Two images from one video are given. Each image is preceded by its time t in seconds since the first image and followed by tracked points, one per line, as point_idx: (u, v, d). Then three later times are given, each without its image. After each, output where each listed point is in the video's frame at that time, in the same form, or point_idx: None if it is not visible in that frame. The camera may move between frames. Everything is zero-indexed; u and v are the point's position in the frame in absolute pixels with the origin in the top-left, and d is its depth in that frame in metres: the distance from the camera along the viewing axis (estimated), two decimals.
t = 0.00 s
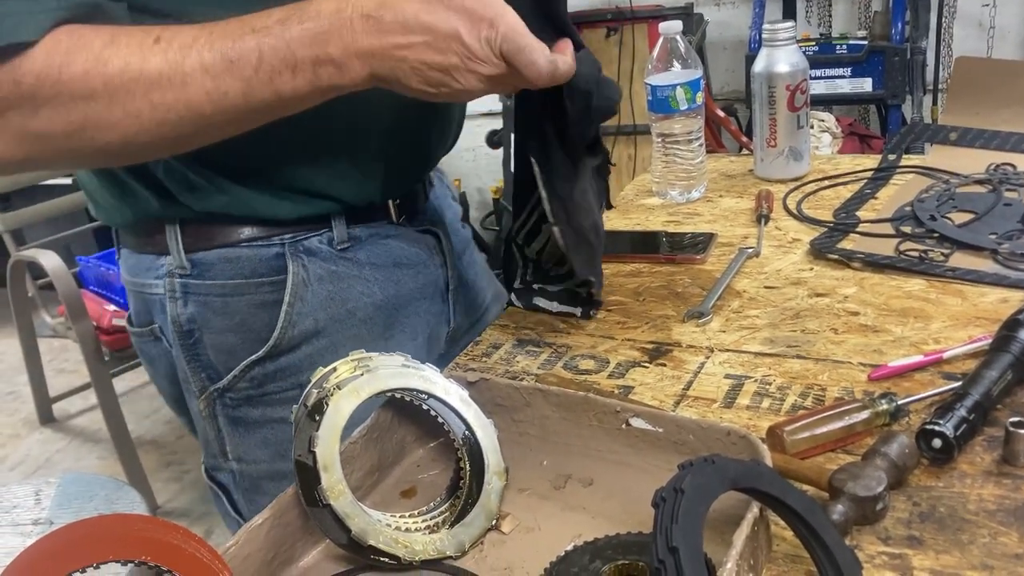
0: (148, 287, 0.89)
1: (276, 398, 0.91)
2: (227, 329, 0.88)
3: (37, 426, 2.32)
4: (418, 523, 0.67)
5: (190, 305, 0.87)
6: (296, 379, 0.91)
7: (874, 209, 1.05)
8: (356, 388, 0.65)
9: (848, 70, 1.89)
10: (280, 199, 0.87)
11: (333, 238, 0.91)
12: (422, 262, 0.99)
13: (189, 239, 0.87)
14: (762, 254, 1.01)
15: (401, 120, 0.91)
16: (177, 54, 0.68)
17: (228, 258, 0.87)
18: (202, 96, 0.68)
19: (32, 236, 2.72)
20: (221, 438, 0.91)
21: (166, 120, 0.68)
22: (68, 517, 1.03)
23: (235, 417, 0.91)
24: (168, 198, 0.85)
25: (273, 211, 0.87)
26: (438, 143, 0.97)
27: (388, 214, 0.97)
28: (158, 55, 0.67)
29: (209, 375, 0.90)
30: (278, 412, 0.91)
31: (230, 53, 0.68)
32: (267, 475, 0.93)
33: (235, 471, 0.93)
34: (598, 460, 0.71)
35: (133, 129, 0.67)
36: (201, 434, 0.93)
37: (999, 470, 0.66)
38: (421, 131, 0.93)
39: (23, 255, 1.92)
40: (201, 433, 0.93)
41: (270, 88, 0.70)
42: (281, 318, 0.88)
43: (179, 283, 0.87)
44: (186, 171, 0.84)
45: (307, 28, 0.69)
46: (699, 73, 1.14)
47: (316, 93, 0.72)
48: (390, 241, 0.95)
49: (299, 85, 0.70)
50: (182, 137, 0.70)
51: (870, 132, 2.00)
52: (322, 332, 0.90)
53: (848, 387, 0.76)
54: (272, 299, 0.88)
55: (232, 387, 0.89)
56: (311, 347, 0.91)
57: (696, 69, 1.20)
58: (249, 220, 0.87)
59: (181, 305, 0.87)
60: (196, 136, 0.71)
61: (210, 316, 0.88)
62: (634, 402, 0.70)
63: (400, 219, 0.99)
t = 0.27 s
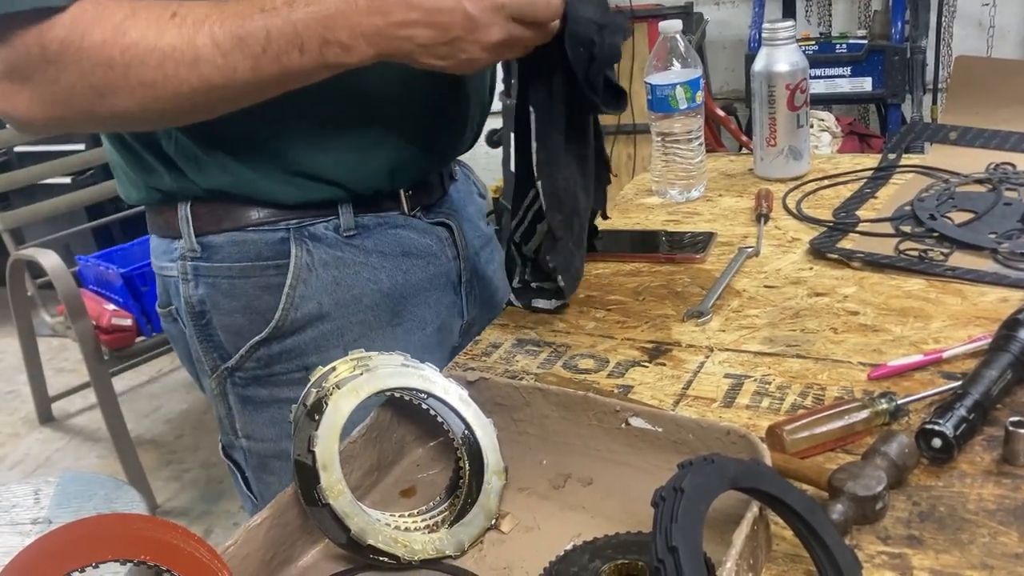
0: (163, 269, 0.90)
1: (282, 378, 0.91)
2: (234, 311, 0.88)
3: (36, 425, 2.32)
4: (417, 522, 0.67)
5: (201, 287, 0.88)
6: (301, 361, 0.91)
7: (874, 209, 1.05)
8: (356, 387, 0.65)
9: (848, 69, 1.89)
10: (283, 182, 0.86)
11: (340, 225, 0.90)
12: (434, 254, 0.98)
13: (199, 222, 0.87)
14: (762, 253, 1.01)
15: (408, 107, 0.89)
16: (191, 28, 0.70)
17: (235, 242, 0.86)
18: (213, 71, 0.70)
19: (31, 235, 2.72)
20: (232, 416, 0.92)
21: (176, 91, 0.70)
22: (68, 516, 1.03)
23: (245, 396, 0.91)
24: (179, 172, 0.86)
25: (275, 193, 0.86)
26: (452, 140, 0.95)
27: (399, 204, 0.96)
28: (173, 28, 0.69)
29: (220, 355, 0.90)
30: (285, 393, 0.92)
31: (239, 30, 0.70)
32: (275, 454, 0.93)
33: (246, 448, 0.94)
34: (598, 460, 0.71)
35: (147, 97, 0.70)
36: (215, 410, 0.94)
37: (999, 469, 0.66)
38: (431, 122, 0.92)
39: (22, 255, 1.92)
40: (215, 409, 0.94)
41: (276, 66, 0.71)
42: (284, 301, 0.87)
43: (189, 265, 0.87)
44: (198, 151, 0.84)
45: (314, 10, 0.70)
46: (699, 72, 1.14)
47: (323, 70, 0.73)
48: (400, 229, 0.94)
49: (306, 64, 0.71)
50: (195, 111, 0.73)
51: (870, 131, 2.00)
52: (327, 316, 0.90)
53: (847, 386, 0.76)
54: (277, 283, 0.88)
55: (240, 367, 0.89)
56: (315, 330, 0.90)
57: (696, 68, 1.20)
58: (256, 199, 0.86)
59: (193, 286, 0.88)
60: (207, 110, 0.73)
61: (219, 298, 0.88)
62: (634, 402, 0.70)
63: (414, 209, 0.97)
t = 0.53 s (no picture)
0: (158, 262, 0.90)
1: (267, 374, 0.91)
2: (222, 306, 0.87)
3: (35, 426, 2.32)
4: (417, 523, 0.67)
5: (191, 281, 0.87)
6: (286, 357, 0.90)
7: (873, 208, 1.05)
8: (356, 387, 0.65)
9: (847, 68, 1.89)
10: (275, 178, 0.85)
11: (330, 224, 0.90)
12: (428, 257, 0.97)
13: (192, 217, 0.86)
14: (761, 252, 1.01)
15: (404, 107, 0.89)
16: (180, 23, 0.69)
17: (224, 237, 0.86)
18: (202, 70, 0.70)
19: (30, 236, 2.72)
20: (217, 411, 0.92)
21: (166, 89, 0.70)
22: (67, 517, 1.03)
23: (230, 391, 0.91)
24: (170, 166, 0.85)
25: (266, 189, 0.85)
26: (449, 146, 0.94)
27: (395, 205, 0.94)
28: (161, 23, 0.69)
29: (209, 349, 0.90)
30: (270, 389, 0.91)
31: (230, 30, 0.70)
32: (257, 451, 0.93)
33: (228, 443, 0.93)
34: (597, 460, 0.71)
35: (135, 90, 0.70)
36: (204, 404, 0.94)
37: (999, 468, 0.66)
38: (424, 124, 0.91)
39: (21, 256, 1.92)
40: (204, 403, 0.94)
41: (267, 67, 0.72)
42: (269, 294, 0.87)
43: (181, 259, 0.87)
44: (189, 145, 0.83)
45: (303, 19, 0.69)
46: (697, 71, 1.13)
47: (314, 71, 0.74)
48: (394, 231, 0.94)
49: (299, 65, 0.73)
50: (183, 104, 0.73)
51: (869, 131, 2.00)
52: (313, 312, 0.89)
53: (847, 385, 0.76)
54: (264, 278, 0.87)
55: (225, 361, 0.89)
56: (301, 326, 0.90)
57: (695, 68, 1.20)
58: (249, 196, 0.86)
59: (184, 280, 0.87)
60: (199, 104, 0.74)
61: (207, 292, 0.87)
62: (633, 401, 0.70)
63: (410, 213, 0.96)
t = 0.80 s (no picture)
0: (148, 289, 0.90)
1: (259, 407, 0.91)
2: (212, 335, 0.87)
3: (34, 428, 2.31)
4: (417, 523, 0.67)
5: (179, 308, 0.87)
6: (279, 388, 0.90)
7: (871, 207, 1.05)
8: (355, 388, 0.65)
9: (844, 68, 1.89)
10: (265, 200, 0.85)
11: (326, 246, 0.90)
12: (426, 277, 0.98)
13: (179, 242, 0.86)
14: (760, 252, 1.01)
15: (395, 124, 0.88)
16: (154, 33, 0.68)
17: (215, 262, 0.86)
18: (180, 79, 0.68)
19: (28, 238, 2.71)
20: (207, 444, 0.92)
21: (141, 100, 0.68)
22: (66, 520, 1.03)
23: (220, 423, 0.91)
24: (155, 192, 0.84)
25: (256, 212, 0.85)
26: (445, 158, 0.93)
27: (392, 222, 0.95)
28: (135, 34, 0.67)
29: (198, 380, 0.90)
30: (261, 422, 0.91)
31: (204, 36, 0.67)
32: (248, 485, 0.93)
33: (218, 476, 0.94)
34: (597, 459, 0.71)
35: (111, 105, 0.68)
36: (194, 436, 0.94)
37: (998, 465, 0.66)
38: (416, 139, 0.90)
39: (19, 258, 1.92)
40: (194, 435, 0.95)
41: (243, 74, 0.69)
42: (264, 324, 0.86)
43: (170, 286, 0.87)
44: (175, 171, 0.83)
45: (278, 18, 0.67)
46: (695, 71, 1.14)
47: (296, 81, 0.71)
48: (391, 251, 0.94)
49: (274, 69, 0.69)
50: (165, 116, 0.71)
51: (866, 130, 2.00)
52: (307, 342, 0.89)
53: (846, 383, 0.76)
54: (257, 306, 0.87)
55: (215, 393, 0.89)
56: (295, 357, 0.89)
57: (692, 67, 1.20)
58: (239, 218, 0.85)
59: (172, 308, 0.87)
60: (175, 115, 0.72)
61: (197, 321, 0.87)
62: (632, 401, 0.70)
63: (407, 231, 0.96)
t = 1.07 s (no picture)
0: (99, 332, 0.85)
1: (229, 463, 0.87)
2: (177, 385, 0.84)
3: (31, 433, 2.31)
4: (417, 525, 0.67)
5: (137, 356, 0.83)
6: (251, 444, 0.87)
7: (868, 205, 1.05)
8: (353, 391, 0.65)
9: (840, 67, 1.88)
10: (234, 236, 0.82)
11: (300, 284, 0.87)
12: (407, 313, 0.98)
13: (136, 282, 0.82)
14: (757, 251, 1.01)
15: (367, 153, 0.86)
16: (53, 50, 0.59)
17: (178, 305, 0.82)
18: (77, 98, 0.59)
19: (23, 242, 2.70)
20: (173, 504, 0.89)
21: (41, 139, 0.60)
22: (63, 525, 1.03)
23: (186, 482, 0.88)
24: (109, 229, 0.80)
25: (224, 248, 0.82)
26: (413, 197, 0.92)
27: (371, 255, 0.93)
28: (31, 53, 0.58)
29: (161, 435, 0.86)
30: (231, 480, 0.88)
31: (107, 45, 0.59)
32: (217, 546, 0.90)
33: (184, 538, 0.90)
34: (596, 461, 0.71)
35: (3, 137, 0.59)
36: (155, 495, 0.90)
37: (997, 463, 0.66)
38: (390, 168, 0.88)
39: (15, 263, 1.91)
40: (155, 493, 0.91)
41: (151, 90, 0.59)
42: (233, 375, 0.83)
43: (126, 331, 0.82)
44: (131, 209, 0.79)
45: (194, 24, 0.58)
46: (691, 71, 1.14)
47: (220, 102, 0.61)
48: (370, 287, 0.93)
49: (182, 80, 0.59)
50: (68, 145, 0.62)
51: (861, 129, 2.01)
52: (280, 392, 0.86)
53: (845, 382, 0.76)
54: (226, 353, 0.84)
55: (181, 450, 0.85)
56: (267, 409, 0.87)
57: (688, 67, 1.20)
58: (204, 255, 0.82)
59: (129, 356, 0.83)
60: (89, 148, 0.63)
61: (158, 371, 0.83)
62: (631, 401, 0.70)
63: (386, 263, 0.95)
